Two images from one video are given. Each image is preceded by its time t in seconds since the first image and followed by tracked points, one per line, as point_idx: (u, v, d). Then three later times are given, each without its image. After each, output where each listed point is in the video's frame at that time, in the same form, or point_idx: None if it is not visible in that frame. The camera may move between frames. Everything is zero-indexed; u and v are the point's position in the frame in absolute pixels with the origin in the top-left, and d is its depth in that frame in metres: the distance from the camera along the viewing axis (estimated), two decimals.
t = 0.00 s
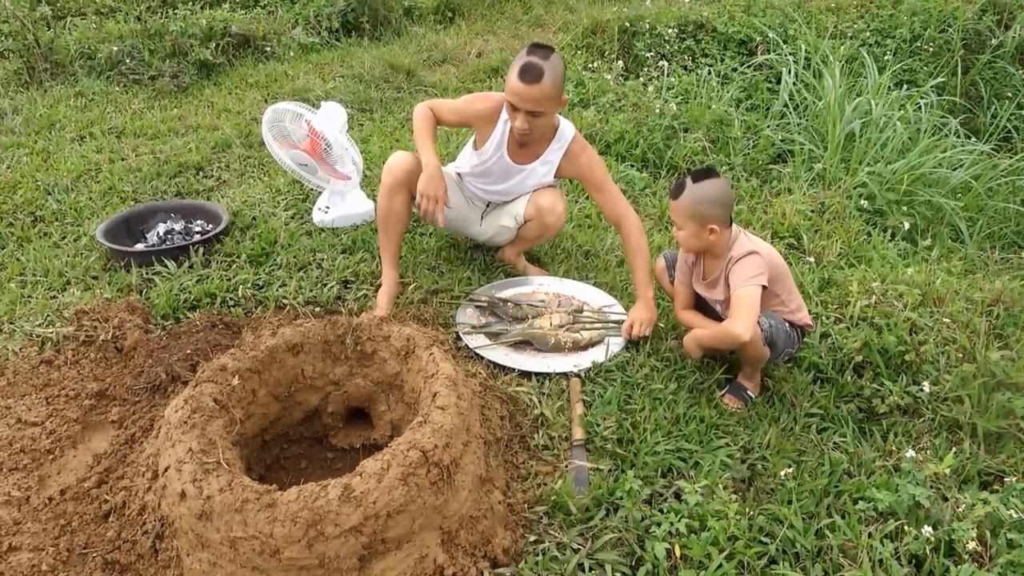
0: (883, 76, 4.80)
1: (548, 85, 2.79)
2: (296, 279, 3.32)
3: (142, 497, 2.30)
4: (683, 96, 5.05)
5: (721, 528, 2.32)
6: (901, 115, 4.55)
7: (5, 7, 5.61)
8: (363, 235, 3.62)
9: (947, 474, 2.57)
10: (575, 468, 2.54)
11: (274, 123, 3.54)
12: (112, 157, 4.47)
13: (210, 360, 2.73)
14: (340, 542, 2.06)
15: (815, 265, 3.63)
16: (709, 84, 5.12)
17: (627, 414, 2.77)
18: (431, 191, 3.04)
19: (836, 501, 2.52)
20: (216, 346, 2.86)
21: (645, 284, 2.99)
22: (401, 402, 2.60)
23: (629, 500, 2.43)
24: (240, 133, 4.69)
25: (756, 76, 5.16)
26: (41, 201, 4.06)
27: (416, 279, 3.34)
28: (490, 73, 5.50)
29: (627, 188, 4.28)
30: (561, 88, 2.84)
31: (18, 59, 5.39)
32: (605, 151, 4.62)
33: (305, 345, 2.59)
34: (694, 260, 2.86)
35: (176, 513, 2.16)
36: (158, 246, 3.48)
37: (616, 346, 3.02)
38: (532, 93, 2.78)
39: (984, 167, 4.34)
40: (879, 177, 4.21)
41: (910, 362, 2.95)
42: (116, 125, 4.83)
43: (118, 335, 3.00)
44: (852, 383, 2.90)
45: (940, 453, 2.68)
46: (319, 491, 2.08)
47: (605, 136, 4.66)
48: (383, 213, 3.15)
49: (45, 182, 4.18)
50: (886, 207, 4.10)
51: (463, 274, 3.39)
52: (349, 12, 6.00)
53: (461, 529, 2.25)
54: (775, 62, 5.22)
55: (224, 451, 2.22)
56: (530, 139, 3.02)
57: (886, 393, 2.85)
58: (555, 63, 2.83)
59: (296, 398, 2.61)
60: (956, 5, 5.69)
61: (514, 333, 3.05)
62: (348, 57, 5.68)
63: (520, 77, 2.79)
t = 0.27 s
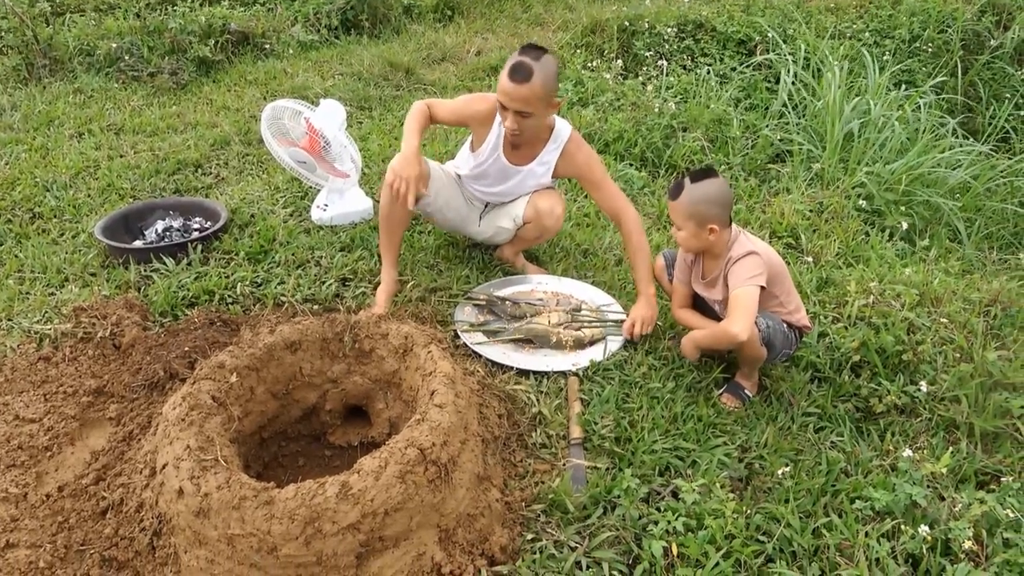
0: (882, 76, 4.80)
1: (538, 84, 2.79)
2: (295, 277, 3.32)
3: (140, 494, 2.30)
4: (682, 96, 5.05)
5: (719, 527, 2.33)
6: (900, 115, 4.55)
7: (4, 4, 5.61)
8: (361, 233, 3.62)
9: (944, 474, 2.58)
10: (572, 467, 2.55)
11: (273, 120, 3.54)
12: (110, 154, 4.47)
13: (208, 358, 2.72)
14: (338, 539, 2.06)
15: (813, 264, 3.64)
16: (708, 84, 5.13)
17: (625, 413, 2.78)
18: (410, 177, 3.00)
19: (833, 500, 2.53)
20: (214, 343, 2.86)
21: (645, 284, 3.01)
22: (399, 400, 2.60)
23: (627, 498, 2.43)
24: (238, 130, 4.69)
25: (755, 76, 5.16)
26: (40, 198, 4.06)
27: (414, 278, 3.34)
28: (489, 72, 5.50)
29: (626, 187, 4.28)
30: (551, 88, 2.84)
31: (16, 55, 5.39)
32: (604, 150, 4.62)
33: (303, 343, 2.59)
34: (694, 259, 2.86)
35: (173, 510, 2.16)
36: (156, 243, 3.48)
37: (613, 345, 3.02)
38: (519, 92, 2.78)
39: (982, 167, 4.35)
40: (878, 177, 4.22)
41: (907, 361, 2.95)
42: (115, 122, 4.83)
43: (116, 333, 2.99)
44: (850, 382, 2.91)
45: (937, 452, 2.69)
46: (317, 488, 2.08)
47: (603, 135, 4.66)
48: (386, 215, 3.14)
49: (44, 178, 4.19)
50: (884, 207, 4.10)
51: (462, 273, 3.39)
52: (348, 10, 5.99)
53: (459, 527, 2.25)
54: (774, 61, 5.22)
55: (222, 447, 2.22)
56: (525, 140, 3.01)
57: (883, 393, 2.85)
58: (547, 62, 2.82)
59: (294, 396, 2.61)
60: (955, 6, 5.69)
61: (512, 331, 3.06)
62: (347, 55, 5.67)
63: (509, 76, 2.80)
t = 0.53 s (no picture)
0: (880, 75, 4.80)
1: (499, 79, 2.72)
2: (293, 276, 3.32)
3: (137, 493, 2.29)
4: (681, 94, 5.05)
5: (716, 526, 2.33)
6: (898, 114, 4.56)
7: (1, 2, 5.62)
8: (359, 232, 3.63)
9: (941, 472, 2.58)
10: (570, 465, 2.55)
11: (272, 118, 3.53)
12: (108, 152, 4.47)
13: (206, 356, 2.72)
14: (335, 538, 2.06)
15: (811, 263, 3.64)
16: (706, 83, 5.13)
17: (623, 411, 2.78)
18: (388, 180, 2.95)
19: (830, 498, 2.53)
20: (212, 342, 2.86)
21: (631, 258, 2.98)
22: (397, 398, 2.60)
23: (624, 497, 2.43)
24: (237, 129, 4.69)
25: (753, 75, 5.17)
26: (38, 196, 4.06)
27: (413, 277, 3.34)
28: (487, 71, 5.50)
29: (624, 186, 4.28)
30: (513, 82, 2.76)
31: (14, 54, 5.40)
32: (602, 149, 4.63)
33: (301, 341, 2.59)
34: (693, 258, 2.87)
35: (171, 509, 2.15)
36: (154, 241, 3.48)
37: (612, 344, 3.03)
38: (473, 90, 2.73)
39: (980, 166, 4.35)
40: (876, 176, 4.22)
41: (905, 360, 2.96)
42: (113, 120, 4.83)
43: (114, 331, 2.99)
44: (848, 381, 2.91)
45: (934, 451, 2.69)
46: (315, 487, 2.08)
47: (602, 134, 4.66)
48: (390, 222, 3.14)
49: (42, 177, 4.19)
50: (882, 206, 4.11)
51: (460, 272, 3.40)
52: (346, 8, 5.99)
53: (457, 526, 2.25)
54: (772, 60, 5.23)
55: (219, 446, 2.22)
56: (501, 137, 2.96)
57: (880, 391, 2.86)
58: (506, 58, 2.75)
59: (292, 395, 2.61)
60: (954, 4, 5.70)
61: (511, 330, 3.06)
62: (346, 53, 5.68)
63: (468, 74, 2.74)
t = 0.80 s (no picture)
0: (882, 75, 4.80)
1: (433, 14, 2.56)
2: (294, 276, 3.32)
3: (140, 493, 2.29)
4: (682, 94, 5.06)
5: (718, 527, 2.33)
6: (900, 114, 4.56)
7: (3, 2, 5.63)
8: (361, 232, 3.63)
9: (943, 473, 2.58)
10: (572, 466, 2.55)
11: (273, 118, 3.53)
12: (110, 153, 4.48)
13: (208, 357, 2.72)
14: (338, 539, 2.06)
15: (813, 263, 3.64)
16: (707, 82, 5.13)
17: (624, 412, 2.78)
18: (391, 139, 2.98)
19: (832, 499, 2.53)
20: (214, 342, 2.86)
21: (587, 173, 3.07)
22: (399, 399, 2.60)
23: (626, 497, 2.43)
24: (238, 129, 4.70)
25: (755, 75, 5.17)
26: (40, 197, 4.07)
27: (414, 277, 3.34)
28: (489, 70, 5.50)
29: (626, 186, 4.29)
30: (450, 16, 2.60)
31: (16, 54, 5.41)
32: (604, 149, 4.63)
33: (303, 342, 2.60)
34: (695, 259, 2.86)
35: (174, 510, 2.15)
36: (156, 242, 3.48)
37: (613, 344, 3.03)
38: (398, 28, 2.59)
39: (982, 166, 4.35)
40: (878, 176, 4.22)
41: (907, 361, 2.96)
42: (114, 120, 4.84)
43: (116, 331, 2.99)
44: (849, 381, 2.91)
45: (937, 452, 2.69)
46: (317, 488, 2.08)
47: (603, 134, 4.67)
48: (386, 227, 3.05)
49: (44, 177, 4.19)
50: (884, 206, 4.11)
51: (461, 272, 3.41)
52: (348, 8, 6.01)
53: (459, 526, 2.25)
54: (774, 60, 5.22)
55: (222, 447, 2.22)
56: (457, 73, 2.79)
57: (882, 392, 2.86)
58: None
59: (295, 395, 2.61)
60: (955, 4, 5.70)
61: (512, 330, 3.06)
62: (347, 53, 5.68)
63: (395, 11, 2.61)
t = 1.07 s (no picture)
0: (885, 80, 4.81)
1: None
2: (298, 280, 3.32)
3: (143, 498, 2.28)
4: (685, 99, 5.06)
5: (722, 533, 2.32)
6: (903, 119, 4.56)
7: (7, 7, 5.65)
8: (364, 237, 3.64)
9: (947, 480, 2.57)
10: (575, 472, 2.55)
11: (277, 123, 3.55)
12: (114, 157, 4.49)
13: (211, 361, 2.72)
14: (341, 544, 2.05)
15: (816, 268, 3.64)
16: (710, 87, 5.14)
17: (628, 417, 2.78)
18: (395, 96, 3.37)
19: (836, 505, 2.53)
20: (218, 346, 2.86)
21: (580, 121, 2.95)
22: (402, 404, 2.60)
23: (630, 503, 2.42)
24: (242, 133, 4.71)
25: (758, 79, 5.17)
26: (43, 201, 4.08)
27: (418, 282, 3.34)
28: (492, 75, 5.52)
29: (629, 191, 4.29)
30: None
31: (20, 58, 5.43)
32: (607, 153, 4.64)
33: (307, 347, 2.61)
34: (698, 264, 2.86)
35: (177, 515, 2.14)
36: (159, 246, 3.49)
37: (617, 349, 3.03)
38: None
39: (985, 171, 4.35)
40: (881, 181, 4.22)
41: (911, 366, 2.95)
42: (118, 125, 4.86)
43: (119, 336, 2.99)
44: (853, 387, 2.91)
45: (940, 458, 2.69)
46: (320, 493, 2.08)
47: (606, 138, 4.68)
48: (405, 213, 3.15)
49: (48, 182, 4.21)
50: (887, 211, 4.10)
51: (464, 277, 3.41)
52: (351, 13, 6.04)
53: (462, 532, 2.25)
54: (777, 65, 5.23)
55: (225, 452, 2.22)
56: (455, 11, 2.81)
57: (886, 398, 2.86)
58: None
59: (298, 400, 2.61)
60: (959, 9, 5.70)
61: (516, 335, 3.05)
62: (350, 58, 5.70)
63: None
